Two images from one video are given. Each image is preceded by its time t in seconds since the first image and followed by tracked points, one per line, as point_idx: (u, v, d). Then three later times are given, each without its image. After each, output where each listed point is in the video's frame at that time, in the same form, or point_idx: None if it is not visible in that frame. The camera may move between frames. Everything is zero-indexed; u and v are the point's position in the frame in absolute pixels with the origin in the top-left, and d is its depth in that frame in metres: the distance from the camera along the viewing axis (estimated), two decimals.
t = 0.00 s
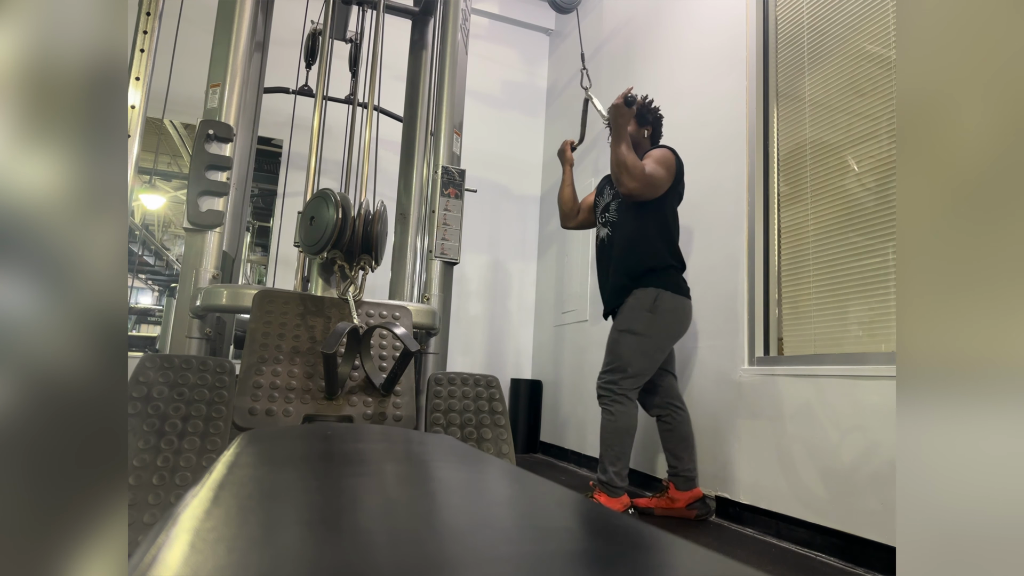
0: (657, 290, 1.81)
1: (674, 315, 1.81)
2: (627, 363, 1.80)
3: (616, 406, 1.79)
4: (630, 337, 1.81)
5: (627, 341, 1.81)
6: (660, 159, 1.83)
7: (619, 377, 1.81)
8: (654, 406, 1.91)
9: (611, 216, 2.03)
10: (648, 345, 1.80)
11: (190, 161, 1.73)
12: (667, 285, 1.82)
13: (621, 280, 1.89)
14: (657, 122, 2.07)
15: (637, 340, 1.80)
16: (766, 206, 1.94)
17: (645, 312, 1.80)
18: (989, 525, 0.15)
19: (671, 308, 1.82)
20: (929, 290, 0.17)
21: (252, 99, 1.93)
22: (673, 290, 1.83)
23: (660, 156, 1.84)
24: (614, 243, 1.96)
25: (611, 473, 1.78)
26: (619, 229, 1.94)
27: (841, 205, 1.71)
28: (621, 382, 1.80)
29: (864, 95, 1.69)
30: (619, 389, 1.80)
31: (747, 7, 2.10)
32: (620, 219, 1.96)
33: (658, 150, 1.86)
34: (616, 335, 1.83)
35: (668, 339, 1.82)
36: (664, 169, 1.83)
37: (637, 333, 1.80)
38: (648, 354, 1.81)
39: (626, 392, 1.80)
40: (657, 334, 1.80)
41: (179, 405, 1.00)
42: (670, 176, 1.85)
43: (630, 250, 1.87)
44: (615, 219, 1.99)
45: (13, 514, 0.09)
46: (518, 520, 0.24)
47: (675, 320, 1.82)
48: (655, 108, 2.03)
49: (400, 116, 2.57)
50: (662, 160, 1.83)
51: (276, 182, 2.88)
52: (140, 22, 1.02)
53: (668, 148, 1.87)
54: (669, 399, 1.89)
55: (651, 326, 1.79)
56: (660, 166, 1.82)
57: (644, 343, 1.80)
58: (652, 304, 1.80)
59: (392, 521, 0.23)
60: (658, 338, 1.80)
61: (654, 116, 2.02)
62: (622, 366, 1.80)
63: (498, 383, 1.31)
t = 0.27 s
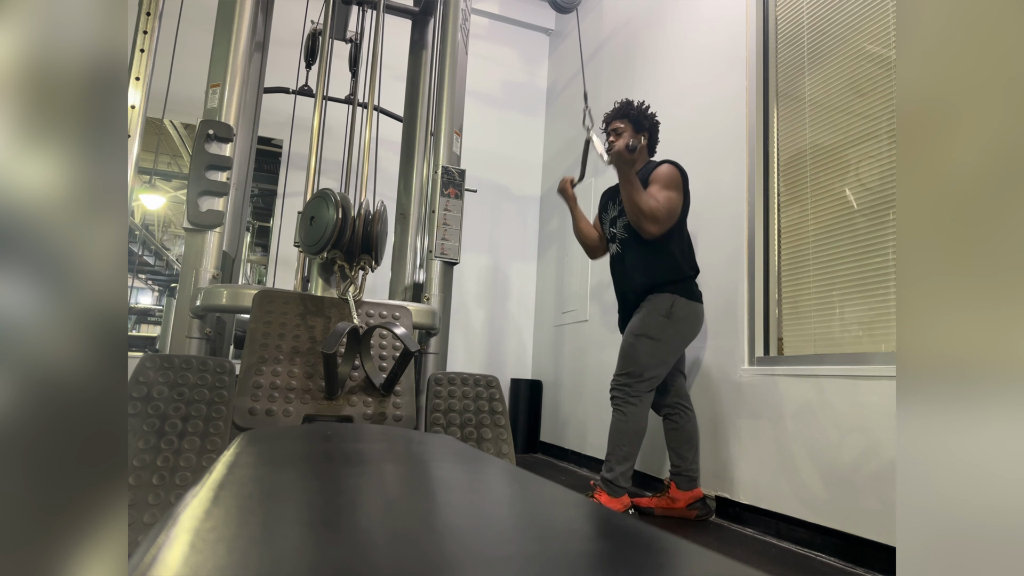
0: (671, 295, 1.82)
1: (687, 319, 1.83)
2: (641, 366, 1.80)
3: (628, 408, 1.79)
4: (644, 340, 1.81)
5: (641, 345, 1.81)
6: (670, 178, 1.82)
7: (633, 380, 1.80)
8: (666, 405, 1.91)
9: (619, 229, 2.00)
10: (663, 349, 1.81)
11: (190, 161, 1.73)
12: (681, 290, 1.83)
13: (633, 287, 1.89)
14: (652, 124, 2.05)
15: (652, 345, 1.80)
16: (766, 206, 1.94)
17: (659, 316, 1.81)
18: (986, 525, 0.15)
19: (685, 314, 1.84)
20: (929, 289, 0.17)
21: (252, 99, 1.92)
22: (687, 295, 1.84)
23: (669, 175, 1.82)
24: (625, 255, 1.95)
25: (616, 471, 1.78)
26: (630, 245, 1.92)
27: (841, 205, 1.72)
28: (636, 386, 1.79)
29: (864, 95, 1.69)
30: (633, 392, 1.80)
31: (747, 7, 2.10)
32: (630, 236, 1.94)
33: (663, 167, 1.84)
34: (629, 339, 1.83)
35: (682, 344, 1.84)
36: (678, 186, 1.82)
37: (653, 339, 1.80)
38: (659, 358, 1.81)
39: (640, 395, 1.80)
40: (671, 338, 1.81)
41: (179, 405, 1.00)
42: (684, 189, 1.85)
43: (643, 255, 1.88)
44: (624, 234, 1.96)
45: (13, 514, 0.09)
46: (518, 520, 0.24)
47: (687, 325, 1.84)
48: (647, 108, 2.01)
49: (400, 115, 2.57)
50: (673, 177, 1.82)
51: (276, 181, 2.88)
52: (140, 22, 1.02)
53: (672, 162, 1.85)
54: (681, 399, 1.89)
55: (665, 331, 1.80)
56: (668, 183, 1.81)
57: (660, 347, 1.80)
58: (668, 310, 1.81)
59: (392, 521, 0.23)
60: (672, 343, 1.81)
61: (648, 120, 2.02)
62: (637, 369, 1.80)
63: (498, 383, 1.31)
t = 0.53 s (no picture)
0: (672, 294, 1.82)
1: (687, 319, 1.84)
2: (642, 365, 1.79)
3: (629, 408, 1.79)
4: (645, 339, 1.81)
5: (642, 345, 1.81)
6: (680, 183, 1.82)
7: (634, 380, 1.80)
8: (667, 405, 1.91)
9: (626, 229, 2.01)
10: (663, 348, 1.81)
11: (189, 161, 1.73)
12: (682, 289, 1.83)
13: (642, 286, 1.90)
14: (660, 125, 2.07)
15: (653, 343, 1.80)
16: (766, 206, 1.94)
17: (661, 315, 1.80)
18: (985, 526, 0.15)
19: (685, 313, 1.84)
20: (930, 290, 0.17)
21: (251, 99, 1.92)
22: (687, 294, 1.84)
23: (679, 179, 1.82)
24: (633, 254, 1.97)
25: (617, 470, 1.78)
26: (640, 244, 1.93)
27: (841, 205, 1.72)
28: (638, 386, 1.79)
29: (864, 95, 1.69)
30: (635, 392, 1.79)
31: (746, 7, 2.10)
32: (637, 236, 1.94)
33: (672, 171, 1.85)
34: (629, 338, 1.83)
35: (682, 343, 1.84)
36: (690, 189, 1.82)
37: (653, 337, 1.80)
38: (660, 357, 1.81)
39: (642, 395, 1.80)
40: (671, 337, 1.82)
41: (179, 405, 1.00)
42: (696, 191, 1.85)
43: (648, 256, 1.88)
44: (632, 234, 1.98)
45: (12, 514, 0.09)
46: (517, 520, 0.24)
47: (687, 325, 1.84)
48: (652, 108, 2.03)
49: (400, 116, 2.57)
50: (683, 181, 1.82)
51: (276, 181, 2.88)
52: (140, 22, 1.02)
53: (679, 165, 1.85)
54: (682, 399, 1.89)
55: (667, 329, 1.81)
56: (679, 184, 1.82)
57: (661, 347, 1.81)
58: (669, 308, 1.81)
59: (390, 520, 0.23)
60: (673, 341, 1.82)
61: (655, 118, 2.04)
62: (639, 369, 1.80)
63: (498, 383, 1.31)
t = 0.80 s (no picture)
0: (677, 296, 1.83)
1: (690, 320, 1.83)
2: (644, 365, 1.80)
3: (631, 408, 1.80)
4: (649, 339, 1.81)
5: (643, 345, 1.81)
6: (692, 184, 1.82)
7: (636, 379, 1.81)
8: (667, 405, 1.90)
9: (635, 226, 2.01)
10: (664, 348, 1.80)
11: (190, 161, 1.73)
12: (686, 291, 1.84)
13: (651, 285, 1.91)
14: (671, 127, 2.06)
15: (654, 344, 1.80)
16: (766, 206, 1.94)
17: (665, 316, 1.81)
18: (985, 526, 0.15)
19: (688, 313, 1.84)
20: (931, 291, 0.17)
21: (251, 99, 1.92)
22: (690, 295, 1.84)
23: (690, 180, 1.83)
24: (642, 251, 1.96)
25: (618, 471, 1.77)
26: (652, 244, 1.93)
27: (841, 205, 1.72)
28: (641, 386, 1.80)
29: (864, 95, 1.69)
30: (637, 391, 1.80)
31: (746, 7, 2.10)
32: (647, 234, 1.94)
33: (684, 171, 1.85)
34: (634, 338, 1.83)
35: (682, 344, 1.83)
36: (701, 191, 1.83)
37: (654, 336, 1.81)
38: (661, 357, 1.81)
39: (644, 395, 1.80)
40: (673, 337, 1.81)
41: (179, 405, 1.00)
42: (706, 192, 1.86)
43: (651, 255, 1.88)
44: (641, 230, 1.96)
45: (12, 513, 0.09)
46: (517, 520, 0.24)
47: (690, 325, 1.83)
48: (664, 112, 2.01)
49: (400, 116, 2.57)
50: (695, 182, 1.83)
51: (276, 181, 2.88)
52: (140, 22, 1.02)
53: (692, 166, 1.86)
54: (682, 400, 1.90)
55: (670, 331, 1.81)
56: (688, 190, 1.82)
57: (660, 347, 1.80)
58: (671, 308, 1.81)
59: (391, 520, 0.23)
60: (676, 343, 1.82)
61: (667, 121, 2.02)
62: (641, 369, 1.80)
63: (498, 383, 1.31)
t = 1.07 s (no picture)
0: (682, 297, 1.83)
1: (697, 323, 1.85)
2: (649, 366, 1.79)
3: (635, 407, 1.80)
4: (655, 339, 1.80)
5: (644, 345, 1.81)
6: (694, 184, 1.82)
7: (641, 379, 1.80)
8: (670, 405, 1.90)
9: (637, 227, 2.01)
10: (671, 349, 1.81)
11: (189, 161, 1.73)
12: (692, 292, 1.85)
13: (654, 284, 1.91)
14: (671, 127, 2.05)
15: (659, 344, 1.80)
16: (766, 206, 1.95)
17: (671, 317, 1.81)
18: (984, 527, 0.15)
19: (694, 315, 1.86)
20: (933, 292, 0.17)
21: (251, 99, 1.92)
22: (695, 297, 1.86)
23: (694, 180, 1.83)
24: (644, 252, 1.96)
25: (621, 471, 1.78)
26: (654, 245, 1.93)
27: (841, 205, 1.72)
28: (645, 386, 1.79)
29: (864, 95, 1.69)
30: (642, 391, 1.79)
31: (746, 7, 2.10)
32: (648, 236, 1.95)
33: (688, 171, 1.85)
34: (640, 337, 1.82)
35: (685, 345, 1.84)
36: (705, 192, 1.82)
37: (660, 337, 1.80)
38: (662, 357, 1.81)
39: (648, 395, 1.79)
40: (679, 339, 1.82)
41: (179, 405, 1.00)
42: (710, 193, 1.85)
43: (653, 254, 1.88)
44: (643, 231, 1.97)
45: (12, 515, 0.09)
46: (518, 520, 0.24)
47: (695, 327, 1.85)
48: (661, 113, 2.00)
49: (400, 116, 2.57)
50: (698, 182, 1.83)
51: (276, 182, 2.88)
52: (140, 23, 1.02)
53: (696, 167, 1.85)
54: (686, 400, 1.90)
55: (677, 332, 1.81)
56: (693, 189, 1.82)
57: (667, 348, 1.80)
58: (678, 310, 1.82)
59: (391, 520, 0.23)
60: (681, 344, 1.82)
61: (666, 123, 2.01)
62: (646, 369, 1.80)
63: (498, 383, 1.31)
